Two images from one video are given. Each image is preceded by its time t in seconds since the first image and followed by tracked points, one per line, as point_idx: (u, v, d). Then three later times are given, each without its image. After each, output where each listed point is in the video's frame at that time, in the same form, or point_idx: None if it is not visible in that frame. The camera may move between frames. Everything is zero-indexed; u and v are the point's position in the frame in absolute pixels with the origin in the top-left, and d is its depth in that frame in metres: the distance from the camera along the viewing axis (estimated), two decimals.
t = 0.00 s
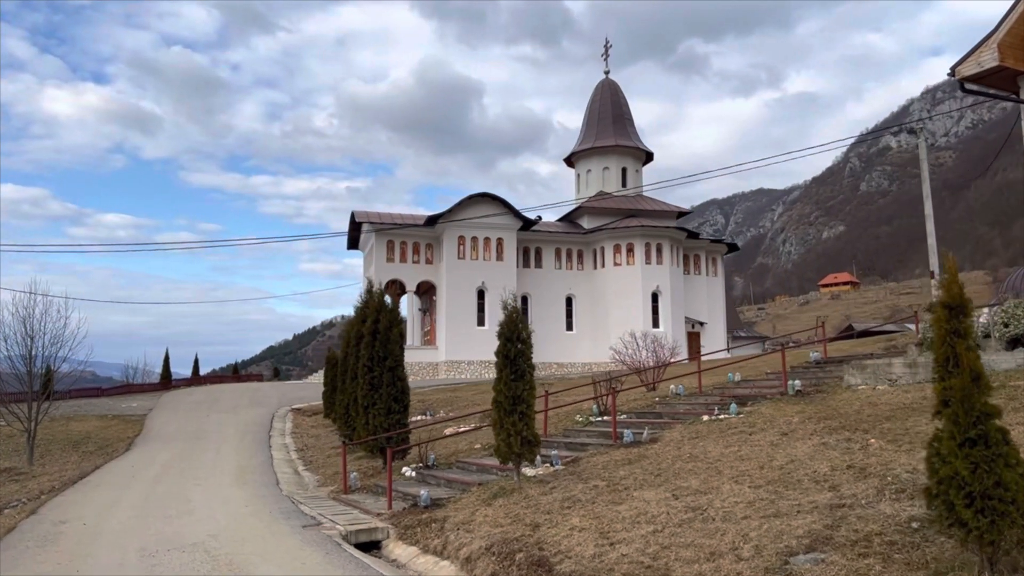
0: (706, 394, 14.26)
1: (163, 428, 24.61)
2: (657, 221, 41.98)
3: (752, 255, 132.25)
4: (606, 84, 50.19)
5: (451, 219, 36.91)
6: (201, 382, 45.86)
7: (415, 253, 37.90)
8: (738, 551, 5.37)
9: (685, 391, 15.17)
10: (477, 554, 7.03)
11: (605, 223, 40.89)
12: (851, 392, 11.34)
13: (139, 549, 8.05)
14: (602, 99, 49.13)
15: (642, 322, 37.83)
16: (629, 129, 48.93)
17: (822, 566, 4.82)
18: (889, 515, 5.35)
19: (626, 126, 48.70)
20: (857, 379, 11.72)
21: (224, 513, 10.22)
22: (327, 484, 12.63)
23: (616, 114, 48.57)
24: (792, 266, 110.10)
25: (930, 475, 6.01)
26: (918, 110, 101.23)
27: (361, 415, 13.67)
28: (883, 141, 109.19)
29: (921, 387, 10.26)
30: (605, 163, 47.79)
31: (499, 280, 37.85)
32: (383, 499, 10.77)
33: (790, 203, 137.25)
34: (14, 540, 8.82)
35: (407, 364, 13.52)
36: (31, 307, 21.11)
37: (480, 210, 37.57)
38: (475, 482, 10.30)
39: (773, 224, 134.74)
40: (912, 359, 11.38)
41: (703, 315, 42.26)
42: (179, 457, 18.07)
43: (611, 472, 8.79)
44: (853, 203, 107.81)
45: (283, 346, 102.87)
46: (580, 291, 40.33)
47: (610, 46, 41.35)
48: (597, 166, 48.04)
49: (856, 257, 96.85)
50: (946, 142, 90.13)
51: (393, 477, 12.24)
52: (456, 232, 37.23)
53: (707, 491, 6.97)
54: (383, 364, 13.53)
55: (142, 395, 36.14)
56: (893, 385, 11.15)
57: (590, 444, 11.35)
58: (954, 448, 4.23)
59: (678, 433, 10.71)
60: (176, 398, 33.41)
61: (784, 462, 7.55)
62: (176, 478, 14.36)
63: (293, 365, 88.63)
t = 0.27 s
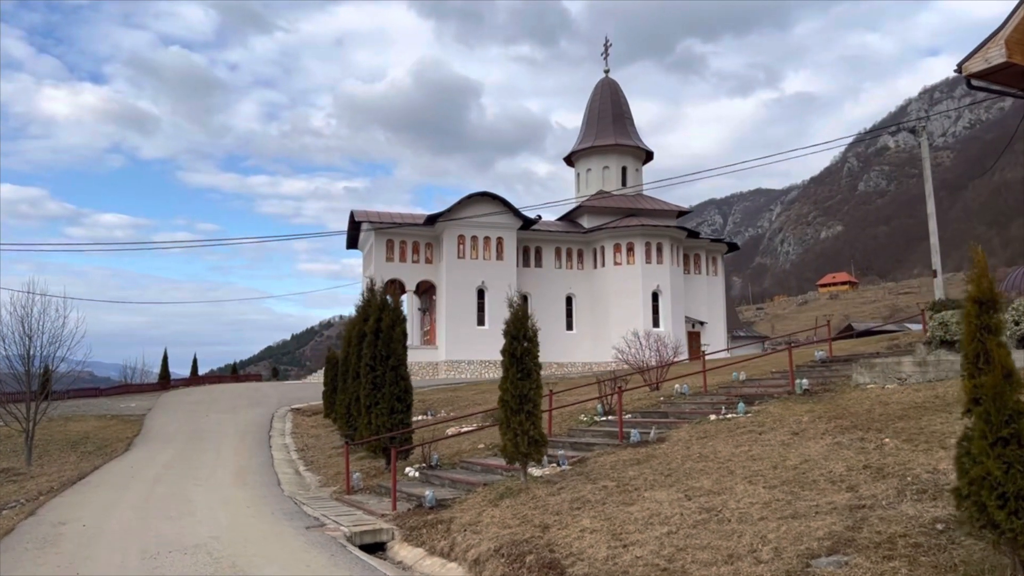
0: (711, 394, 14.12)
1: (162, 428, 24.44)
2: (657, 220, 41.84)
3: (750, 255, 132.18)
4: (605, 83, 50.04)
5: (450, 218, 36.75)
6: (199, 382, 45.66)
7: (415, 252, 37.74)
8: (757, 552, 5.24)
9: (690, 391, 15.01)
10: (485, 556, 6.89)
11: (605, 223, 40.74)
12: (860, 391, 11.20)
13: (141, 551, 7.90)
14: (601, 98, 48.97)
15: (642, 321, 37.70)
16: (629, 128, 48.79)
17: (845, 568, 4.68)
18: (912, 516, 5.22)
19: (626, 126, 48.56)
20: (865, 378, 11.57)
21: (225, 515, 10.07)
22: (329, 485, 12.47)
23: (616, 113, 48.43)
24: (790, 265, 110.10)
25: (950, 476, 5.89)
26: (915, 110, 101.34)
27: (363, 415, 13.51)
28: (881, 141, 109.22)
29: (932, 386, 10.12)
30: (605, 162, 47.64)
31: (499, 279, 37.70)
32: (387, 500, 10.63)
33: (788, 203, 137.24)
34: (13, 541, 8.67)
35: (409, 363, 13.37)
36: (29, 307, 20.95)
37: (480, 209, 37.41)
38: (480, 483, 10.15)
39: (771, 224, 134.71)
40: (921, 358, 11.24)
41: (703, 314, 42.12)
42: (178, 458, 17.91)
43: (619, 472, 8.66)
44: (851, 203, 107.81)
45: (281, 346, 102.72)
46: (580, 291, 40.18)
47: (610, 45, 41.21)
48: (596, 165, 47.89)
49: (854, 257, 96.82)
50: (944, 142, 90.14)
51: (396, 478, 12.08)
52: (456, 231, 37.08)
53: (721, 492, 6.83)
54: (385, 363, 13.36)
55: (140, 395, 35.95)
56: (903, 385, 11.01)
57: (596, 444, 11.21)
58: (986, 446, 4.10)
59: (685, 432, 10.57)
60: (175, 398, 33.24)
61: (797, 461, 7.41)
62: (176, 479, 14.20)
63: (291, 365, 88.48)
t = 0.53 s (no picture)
0: (717, 393, 13.95)
1: (160, 429, 24.23)
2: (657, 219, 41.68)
3: (749, 254, 132.07)
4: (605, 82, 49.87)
5: (450, 217, 36.56)
6: (197, 382, 45.42)
7: (414, 251, 37.55)
8: (778, 557, 5.06)
9: (694, 390, 14.84)
10: (493, 560, 6.71)
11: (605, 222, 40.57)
12: (869, 390, 11.04)
13: (139, 554, 7.73)
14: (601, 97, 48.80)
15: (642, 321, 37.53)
16: (628, 126, 48.62)
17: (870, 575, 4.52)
18: (937, 521, 5.05)
19: (626, 124, 48.39)
20: (874, 377, 11.41)
21: (224, 517, 9.89)
22: (329, 486, 12.29)
23: (616, 112, 48.26)
24: (788, 265, 109.99)
25: (973, 478, 5.72)
26: (913, 109, 101.34)
27: (364, 415, 13.32)
28: (879, 140, 109.22)
29: (944, 386, 9.97)
30: (605, 161, 47.46)
31: (499, 278, 37.52)
32: (389, 501, 10.45)
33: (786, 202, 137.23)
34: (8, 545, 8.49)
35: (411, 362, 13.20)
36: (25, 306, 20.74)
37: (480, 208, 37.21)
38: (484, 485, 9.96)
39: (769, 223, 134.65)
40: (931, 357, 11.09)
41: (704, 313, 41.96)
42: (176, 459, 17.71)
43: (628, 474, 8.49)
44: (849, 203, 107.78)
45: (279, 346, 102.48)
46: (580, 290, 40.00)
47: (610, 43, 41.06)
48: (596, 163, 47.71)
49: (852, 256, 96.77)
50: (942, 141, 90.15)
51: (398, 479, 11.90)
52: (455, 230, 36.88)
53: (735, 494, 6.66)
54: (387, 362, 13.19)
55: (138, 395, 35.73)
56: (914, 384, 10.86)
57: (602, 444, 11.03)
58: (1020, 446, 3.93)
59: (693, 433, 10.39)
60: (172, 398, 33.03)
61: (812, 463, 7.24)
62: (173, 480, 14.00)
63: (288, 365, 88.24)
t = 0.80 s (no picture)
0: (722, 394, 13.79)
1: (158, 430, 24.05)
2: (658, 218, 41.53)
3: (747, 254, 132.05)
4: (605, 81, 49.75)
5: (449, 217, 36.39)
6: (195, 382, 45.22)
7: (413, 251, 37.38)
8: (797, 565, 4.91)
9: (699, 391, 14.69)
10: (500, 566, 6.56)
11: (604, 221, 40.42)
12: (877, 391, 10.90)
13: (137, 559, 7.57)
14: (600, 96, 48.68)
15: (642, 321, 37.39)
16: (628, 126, 48.50)
17: None
18: (959, 527, 4.91)
19: (625, 123, 48.27)
20: (882, 377, 11.27)
21: (224, 520, 9.72)
22: (330, 488, 12.12)
23: (615, 111, 48.13)
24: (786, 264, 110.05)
25: (993, 482, 5.59)
26: (910, 110, 101.44)
27: (365, 416, 13.17)
28: (877, 140, 109.26)
29: (955, 387, 9.83)
30: (605, 160, 47.32)
31: (499, 278, 37.35)
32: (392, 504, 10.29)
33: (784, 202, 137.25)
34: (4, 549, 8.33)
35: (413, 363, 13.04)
36: (22, 307, 20.56)
37: (479, 207, 37.05)
38: (487, 488, 9.80)
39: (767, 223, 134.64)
40: (940, 358, 10.96)
41: (704, 313, 41.81)
42: (175, 460, 17.53)
43: (635, 477, 8.34)
44: (847, 202, 107.79)
45: (277, 346, 102.30)
46: (580, 290, 39.84)
47: (609, 43, 40.94)
48: (596, 163, 47.57)
49: (851, 256, 96.76)
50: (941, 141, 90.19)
51: (400, 481, 11.74)
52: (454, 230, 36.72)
53: (749, 498, 6.51)
54: (388, 363, 13.03)
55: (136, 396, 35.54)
56: (922, 385, 10.72)
57: (607, 446, 10.88)
58: None
59: (699, 434, 10.24)
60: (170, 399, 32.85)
61: (826, 466, 7.09)
62: (171, 482, 13.83)
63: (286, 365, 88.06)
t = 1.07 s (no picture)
0: (728, 394, 13.66)
1: (157, 430, 23.87)
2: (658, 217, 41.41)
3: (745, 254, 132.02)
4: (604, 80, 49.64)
5: (449, 216, 36.25)
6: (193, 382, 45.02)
7: (413, 250, 37.23)
8: (822, 568, 4.77)
9: (704, 391, 14.56)
10: (511, 568, 6.41)
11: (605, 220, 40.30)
12: (887, 391, 10.78)
13: (139, 562, 7.43)
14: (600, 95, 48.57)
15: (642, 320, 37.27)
16: (627, 125, 48.40)
17: None
18: (987, 530, 4.79)
19: (624, 123, 48.16)
20: (891, 377, 11.15)
21: (226, 522, 9.57)
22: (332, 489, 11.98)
23: (614, 111, 48.02)
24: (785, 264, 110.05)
25: (1017, 483, 5.47)
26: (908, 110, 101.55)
27: (368, 416, 13.02)
28: (875, 140, 109.33)
29: (967, 387, 9.71)
30: (604, 160, 47.20)
31: (499, 278, 37.21)
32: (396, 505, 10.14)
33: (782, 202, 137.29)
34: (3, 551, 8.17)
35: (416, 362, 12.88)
36: (20, 306, 20.38)
37: (479, 207, 36.90)
38: (493, 489, 9.66)
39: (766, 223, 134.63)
40: (950, 357, 10.85)
41: (704, 313, 41.70)
42: (174, 461, 17.37)
43: (645, 478, 8.21)
44: (845, 203, 107.83)
45: (275, 346, 102.10)
46: (580, 289, 39.71)
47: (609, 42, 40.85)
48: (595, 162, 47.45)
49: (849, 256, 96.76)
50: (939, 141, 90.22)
51: (403, 482, 11.60)
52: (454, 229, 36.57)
53: (766, 500, 6.37)
54: (392, 362, 12.88)
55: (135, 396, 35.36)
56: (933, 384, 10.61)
57: (613, 447, 10.75)
58: None
59: (707, 435, 10.12)
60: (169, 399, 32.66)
61: (842, 467, 6.96)
62: (171, 484, 13.67)
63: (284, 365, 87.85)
